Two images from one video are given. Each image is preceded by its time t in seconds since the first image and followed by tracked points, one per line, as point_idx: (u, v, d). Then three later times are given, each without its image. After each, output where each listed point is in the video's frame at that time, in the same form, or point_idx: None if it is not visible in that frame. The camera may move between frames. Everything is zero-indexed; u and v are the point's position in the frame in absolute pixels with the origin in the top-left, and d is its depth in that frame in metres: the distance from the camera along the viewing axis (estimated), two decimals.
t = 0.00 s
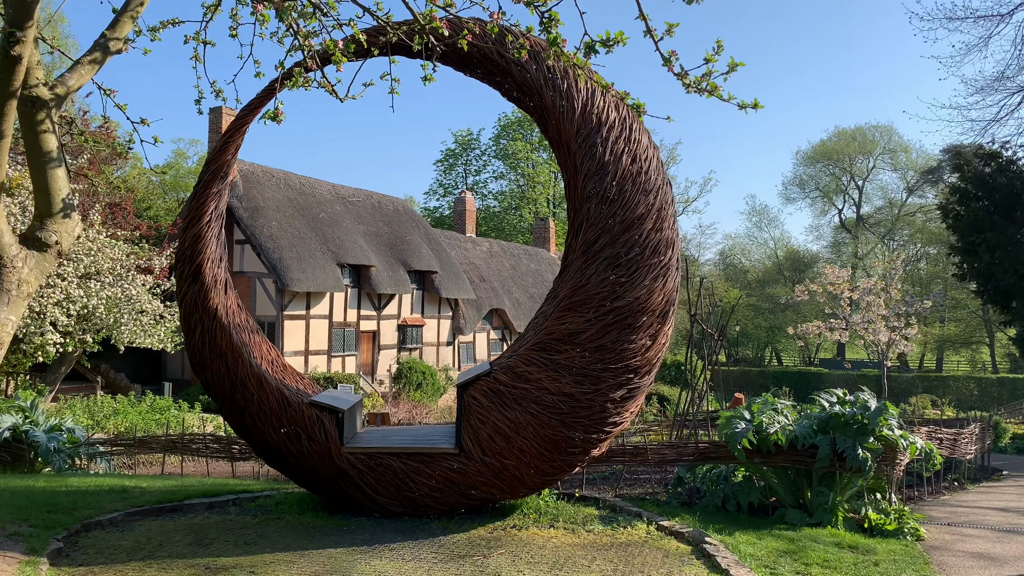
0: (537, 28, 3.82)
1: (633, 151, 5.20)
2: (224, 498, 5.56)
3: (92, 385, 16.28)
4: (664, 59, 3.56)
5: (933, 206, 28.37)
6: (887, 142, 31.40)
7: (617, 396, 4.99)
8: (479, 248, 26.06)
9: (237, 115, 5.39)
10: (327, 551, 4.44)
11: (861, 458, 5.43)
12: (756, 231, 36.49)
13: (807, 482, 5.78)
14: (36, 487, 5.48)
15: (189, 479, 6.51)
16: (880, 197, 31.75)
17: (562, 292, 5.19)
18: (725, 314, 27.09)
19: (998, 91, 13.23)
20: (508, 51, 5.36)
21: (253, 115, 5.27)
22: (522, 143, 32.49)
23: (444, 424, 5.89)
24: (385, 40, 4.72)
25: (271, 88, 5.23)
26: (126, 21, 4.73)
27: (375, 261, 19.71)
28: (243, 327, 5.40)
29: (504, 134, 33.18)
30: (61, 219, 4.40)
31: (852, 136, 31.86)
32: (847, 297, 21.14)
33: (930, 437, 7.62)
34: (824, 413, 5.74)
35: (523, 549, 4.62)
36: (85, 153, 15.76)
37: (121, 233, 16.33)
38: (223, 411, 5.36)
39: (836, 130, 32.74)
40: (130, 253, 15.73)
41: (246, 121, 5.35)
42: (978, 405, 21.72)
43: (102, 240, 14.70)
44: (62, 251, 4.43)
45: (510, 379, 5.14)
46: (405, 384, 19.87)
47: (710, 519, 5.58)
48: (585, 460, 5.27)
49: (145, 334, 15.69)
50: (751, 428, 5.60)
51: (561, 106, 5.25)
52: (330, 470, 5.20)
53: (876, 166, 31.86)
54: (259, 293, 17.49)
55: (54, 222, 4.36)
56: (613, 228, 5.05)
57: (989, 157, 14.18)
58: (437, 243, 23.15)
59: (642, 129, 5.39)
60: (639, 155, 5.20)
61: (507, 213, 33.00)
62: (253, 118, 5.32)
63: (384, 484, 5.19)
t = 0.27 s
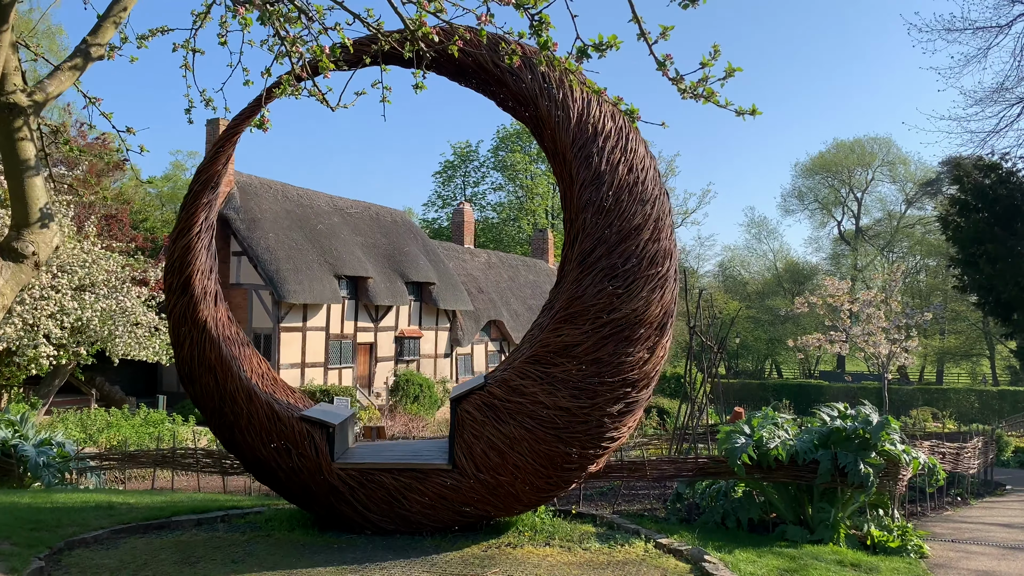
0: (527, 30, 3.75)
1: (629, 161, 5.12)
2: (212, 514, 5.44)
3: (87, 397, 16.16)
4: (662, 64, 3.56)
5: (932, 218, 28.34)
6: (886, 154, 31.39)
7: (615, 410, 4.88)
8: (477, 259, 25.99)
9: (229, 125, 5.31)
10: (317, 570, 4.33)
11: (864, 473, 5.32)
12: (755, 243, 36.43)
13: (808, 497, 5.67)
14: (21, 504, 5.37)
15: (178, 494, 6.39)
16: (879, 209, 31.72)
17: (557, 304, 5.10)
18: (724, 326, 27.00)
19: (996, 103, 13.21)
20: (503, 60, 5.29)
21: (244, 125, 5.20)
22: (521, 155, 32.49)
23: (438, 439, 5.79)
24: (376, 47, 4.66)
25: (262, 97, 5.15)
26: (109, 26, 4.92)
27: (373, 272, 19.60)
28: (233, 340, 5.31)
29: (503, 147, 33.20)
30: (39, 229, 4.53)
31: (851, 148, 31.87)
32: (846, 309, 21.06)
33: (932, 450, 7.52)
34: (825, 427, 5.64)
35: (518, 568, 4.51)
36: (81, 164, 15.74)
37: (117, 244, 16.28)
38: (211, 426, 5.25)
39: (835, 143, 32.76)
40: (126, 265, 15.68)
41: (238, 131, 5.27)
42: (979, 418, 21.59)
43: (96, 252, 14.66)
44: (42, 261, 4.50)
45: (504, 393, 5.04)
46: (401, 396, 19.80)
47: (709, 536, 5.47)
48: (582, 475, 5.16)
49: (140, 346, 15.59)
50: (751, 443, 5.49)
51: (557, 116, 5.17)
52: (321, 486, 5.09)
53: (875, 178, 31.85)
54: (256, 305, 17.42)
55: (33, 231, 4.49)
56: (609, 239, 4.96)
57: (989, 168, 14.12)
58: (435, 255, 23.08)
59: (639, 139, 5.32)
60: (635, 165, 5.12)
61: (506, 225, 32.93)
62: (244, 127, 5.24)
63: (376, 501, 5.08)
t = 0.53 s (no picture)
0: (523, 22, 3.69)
1: (631, 163, 5.04)
2: (208, 522, 5.36)
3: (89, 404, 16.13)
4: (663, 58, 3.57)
5: (937, 223, 28.21)
6: (890, 159, 31.30)
7: (617, 416, 4.79)
8: (480, 265, 25.93)
9: (225, 128, 5.25)
10: None
11: (871, 480, 5.21)
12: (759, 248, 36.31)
13: (814, 505, 5.58)
14: (14, 511, 5.29)
15: (175, 502, 6.31)
16: (884, 214, 31.61)
17: (558, 309, 5.01)
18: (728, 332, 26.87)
19: (1001, 107, 13.12)
20: (503, 61, 5.21)
21: (241, 127, 5.13)
22: (524, 161, 32.48)
23: (438, 445, 5.71)
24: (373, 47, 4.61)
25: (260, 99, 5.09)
26: (98, 23, 4.98)
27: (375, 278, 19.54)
28: (229, 345, 5.23)
29: (506, 153, 33.19)
30: (22, 232, 4.54)
31: (855, 153, 31.79)
32: (851, 314, 20.94)
33: (940, 457, 7.42)
34: (831, 433, 5.54)
35: None
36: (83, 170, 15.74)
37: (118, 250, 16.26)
38: (207, 432, 5.17)
39: (839, 148, 32.66)
40: (127, 272, 15.66)
41: (235, 133, 5.21)
42: (985, 424, 21.40)
43: (97, 258, 14.64)
44: (25, 263, 4.61)
45: (504, 398, 4.96)
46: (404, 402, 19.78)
47: (713, 544, 5.37)
48: (583, 483, 5.06)
49: (141, 352, 15.55)
50: (755, 450, 5.38)
51: (558, 118, 5.09)
52: (318, 493, 5.00)
53: (879, 183, 31.73)
54: (258, 311, 17.39)
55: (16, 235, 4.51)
56: (611, 242, 4.87)
57: (994, 173, 14.02)
58: (438, 260, 23.02)
59: (641, 140, 5.24)
60: (637, 167, 5.04)
61: (509, 231, 32.86)
62: (241, 129, 5.18)
63: (373, 509, 4.99)
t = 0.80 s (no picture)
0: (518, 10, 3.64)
1: (635, 158, 4.96)
2: (207, 520, 5.31)
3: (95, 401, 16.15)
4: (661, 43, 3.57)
5: (945, 221, 28.03)
6: (898, 156, 31.12)
7: (620, 414, 4.72)
8: (486, 263, 25.88)
9: (224, 123, 5.20)
10: None
11: (878, 480, 5.13)
12: (766, 246, 36.16)
13: (820, 505, 5.51)
14: (14, 510, 5.26)
15: (176, 500, 6.28)
16: (892, 212, 31.44)
17: (560, 305, 4.94)
18: (734, 329, 26.75)
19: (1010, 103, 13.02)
20: (504, 55, 5.14)
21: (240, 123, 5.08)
22: (530, 159, 32.42)
23: (439, 443, 5.66)
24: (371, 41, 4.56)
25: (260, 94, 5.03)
26: (88, 14, 4.98)
27: (381, 276, 19.50)
28: (228, 342, 5.19)
29: (512, 150, 33.15)
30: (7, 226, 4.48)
31: (862, 150, 31.64)
32: (858, 312, 20.83)
33: (948, 456, 7.34)
34: (837, 432, 5.46)
35: None
36: (88, 168, 15.75)
37: (122, 249, 16.27)
38: (205, 430, 5.13)
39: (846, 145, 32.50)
40: (132, 269, 15.68)
41: (234, 128, 5.15)
42: (994, 423, 21.24)
43: (102, 255, 14.66)
44: (13, 258, 4.56)
45: (505, 396, 4.90)
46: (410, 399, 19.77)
47: (718, 544, 5.31)
48: (585, 482, 5.00)
49: (146, 349, 15.56)
50: (760, 448, 5.31)
51: (560, 112, 5.02)
52: (318, 492, 4.95)
53: (887, 180, 31.56)
54: (264, 308, 17.38)
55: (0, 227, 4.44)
56: (614, 238, 4.80)
57: (1004, 169, 13.90)
58: (443, 258, 22.98)
59: (645, 134, 5.16)
60: (641, 162, 4.96)
61: (515, 229, 32.79)
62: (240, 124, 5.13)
63: (373, 508, 4.94)
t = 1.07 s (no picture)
0: None
1: (635, 152, 4.88)
2: (202, 515, 5.28)
3: (98, 394, 16.17)
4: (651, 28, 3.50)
5: (953, 218, 27.85)
6: (906, 153, 30.92)
7: (617, 412, 4.66)
8: (490, 259, 25.82)
9: (221, 115, 5.15)
10: None
11: (879, 480, 5.07)
12: (773, 243, 35.99)
13: (821, 504, 5.44)
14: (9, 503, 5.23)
15: (172, 495, 6.25)
16: (900, 209, 31.26)
17: (558, 300, 4.88)
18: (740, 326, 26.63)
19: (1018, 100, 12.90)
20: (503, 46, 5.05)
21: (236, 115, 5.03)
22: (536, 155, 32.34)
23: (436, 439, 5.61)
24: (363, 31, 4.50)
25: (257, 86, 4.97)
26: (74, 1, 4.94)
27: (385, 270, 19.44)
28: (223, 336, 5.15)
29: (518, 146, 33.08)
30: None
31: (870, 147, 31.47)
32: (865, 310, 20.69)
33: (953, 457, 7.25)
34: (839, 431, 5.39)
35: None
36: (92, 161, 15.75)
37: (126, 242, 16.27)
38: (199, 424, 5.09)
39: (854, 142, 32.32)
40: (135, 262, 15.68)
41: (230, 120, 5.10)
42: (1001, 422, 21.09)
43: (105, 249, 14.66)
44: None
45: (502, 393, 4.84)
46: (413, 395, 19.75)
47: (716, 544, 5.25)
48: (582, 480, 4.94)
49: (149, 343, 15.56)
50: (760, 448, 5.24)
51: (560, 105, 4.93)
52: (312, 488, 4.91)
53: (895, 178, 31.36)
54: (267, 303, 17.37)
55: None
56: (613, 233, 4.73)
57: (1013, 167, 13.77)
58: (448, 253, 22.91)
59: (646, 129, 5.08)
60: (641, 156, 4.88)
61: (520, 224, 32.70)
62: (237, 117, 5.07)
63: (368, 504, 4.90)
